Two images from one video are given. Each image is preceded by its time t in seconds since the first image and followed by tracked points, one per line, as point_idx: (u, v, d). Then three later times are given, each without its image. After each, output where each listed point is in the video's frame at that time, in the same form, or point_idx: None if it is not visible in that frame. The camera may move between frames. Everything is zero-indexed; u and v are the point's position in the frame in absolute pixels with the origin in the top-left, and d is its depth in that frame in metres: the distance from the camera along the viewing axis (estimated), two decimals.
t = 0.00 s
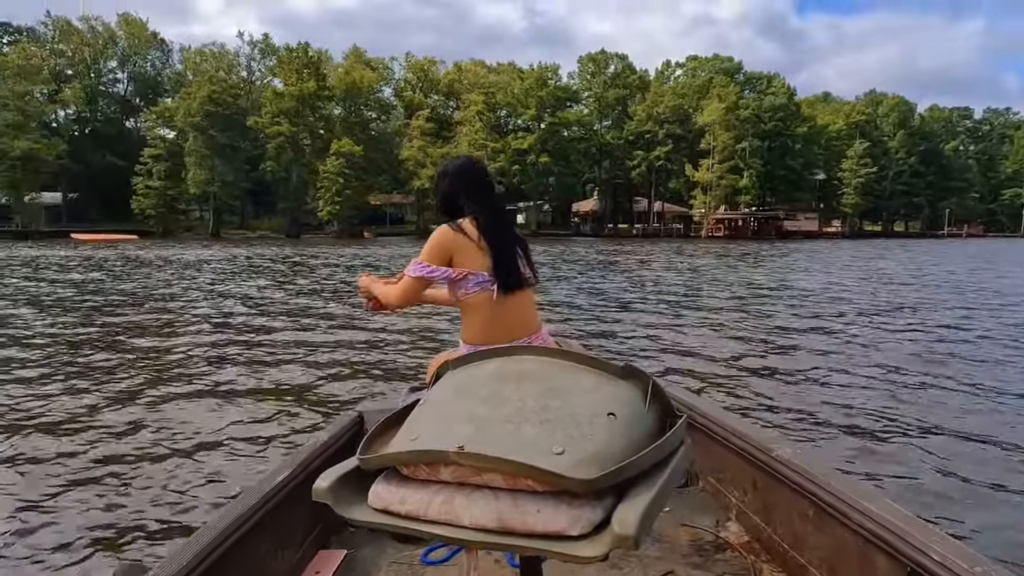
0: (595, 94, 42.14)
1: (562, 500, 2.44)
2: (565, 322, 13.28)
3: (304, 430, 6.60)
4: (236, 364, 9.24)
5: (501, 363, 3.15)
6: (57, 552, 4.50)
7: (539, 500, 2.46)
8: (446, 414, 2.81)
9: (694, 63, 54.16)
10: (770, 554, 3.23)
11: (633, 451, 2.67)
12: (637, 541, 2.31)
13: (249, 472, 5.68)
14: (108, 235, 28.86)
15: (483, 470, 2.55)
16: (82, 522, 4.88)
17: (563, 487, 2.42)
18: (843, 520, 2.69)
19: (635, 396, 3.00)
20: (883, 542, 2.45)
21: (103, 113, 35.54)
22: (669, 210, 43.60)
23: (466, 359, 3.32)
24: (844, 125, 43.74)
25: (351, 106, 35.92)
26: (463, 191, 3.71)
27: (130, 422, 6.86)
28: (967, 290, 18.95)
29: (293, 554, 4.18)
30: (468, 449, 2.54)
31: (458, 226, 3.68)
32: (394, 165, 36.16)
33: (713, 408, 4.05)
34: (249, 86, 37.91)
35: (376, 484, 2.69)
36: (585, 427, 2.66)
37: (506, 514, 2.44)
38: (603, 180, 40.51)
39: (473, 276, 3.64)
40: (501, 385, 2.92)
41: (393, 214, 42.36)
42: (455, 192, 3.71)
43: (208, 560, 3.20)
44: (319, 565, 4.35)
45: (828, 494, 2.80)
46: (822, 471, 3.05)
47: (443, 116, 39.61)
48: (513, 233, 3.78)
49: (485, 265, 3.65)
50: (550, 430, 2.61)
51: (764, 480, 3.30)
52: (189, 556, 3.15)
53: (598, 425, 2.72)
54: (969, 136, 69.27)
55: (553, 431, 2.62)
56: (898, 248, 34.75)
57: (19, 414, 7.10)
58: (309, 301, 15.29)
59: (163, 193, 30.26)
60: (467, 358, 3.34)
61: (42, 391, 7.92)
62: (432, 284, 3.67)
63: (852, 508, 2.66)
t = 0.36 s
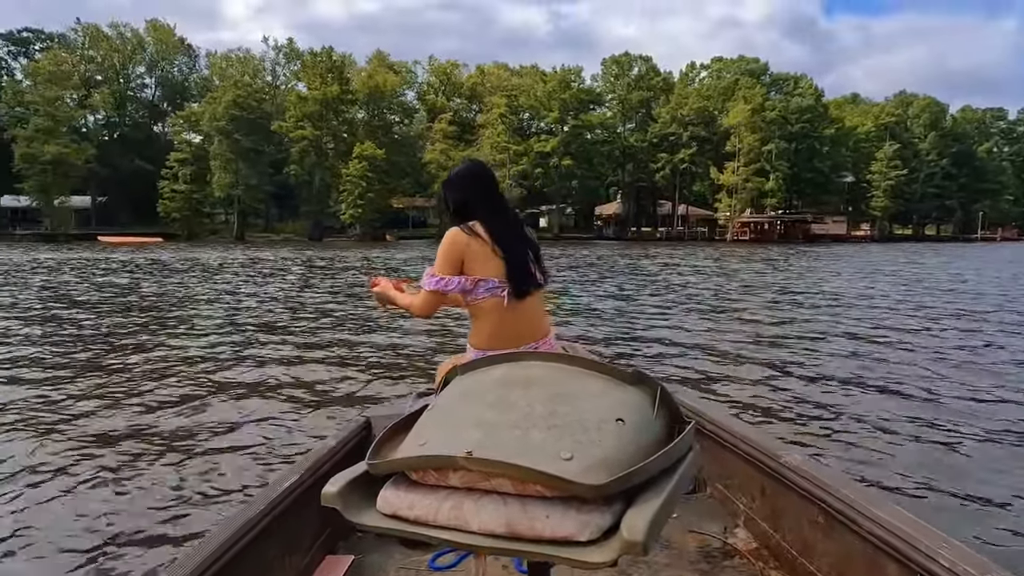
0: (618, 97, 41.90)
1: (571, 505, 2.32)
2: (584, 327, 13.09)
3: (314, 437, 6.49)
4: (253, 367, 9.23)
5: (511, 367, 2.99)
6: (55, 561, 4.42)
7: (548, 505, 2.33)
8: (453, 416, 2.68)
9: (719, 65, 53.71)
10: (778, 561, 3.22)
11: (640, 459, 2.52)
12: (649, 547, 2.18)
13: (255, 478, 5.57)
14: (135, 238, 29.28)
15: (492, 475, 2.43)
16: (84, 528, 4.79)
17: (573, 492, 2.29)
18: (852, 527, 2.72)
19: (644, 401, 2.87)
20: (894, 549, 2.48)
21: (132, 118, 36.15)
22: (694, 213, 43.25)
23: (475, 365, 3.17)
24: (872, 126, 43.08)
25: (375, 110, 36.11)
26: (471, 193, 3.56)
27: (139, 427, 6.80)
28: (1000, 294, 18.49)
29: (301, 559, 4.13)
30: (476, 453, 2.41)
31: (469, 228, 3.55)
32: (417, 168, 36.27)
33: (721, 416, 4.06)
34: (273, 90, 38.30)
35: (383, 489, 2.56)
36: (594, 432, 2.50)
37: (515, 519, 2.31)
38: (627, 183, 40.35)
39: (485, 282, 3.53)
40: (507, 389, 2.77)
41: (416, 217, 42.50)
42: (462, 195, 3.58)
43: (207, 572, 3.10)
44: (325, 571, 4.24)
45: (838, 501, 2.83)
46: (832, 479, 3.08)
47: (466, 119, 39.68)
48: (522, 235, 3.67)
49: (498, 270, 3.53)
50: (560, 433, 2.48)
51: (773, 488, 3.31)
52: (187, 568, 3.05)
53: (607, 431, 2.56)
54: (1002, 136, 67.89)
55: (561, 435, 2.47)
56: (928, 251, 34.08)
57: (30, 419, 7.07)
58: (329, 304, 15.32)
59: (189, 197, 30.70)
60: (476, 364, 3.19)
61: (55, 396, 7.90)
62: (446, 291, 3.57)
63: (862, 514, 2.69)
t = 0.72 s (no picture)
0: (643, 97, 41.59)
1: (582, 512, 2.35)
2: (606, 329, 13.00)
3: (324, 436, 6.41)
4: (273, 366, 9.26)
5: (521, 373, 3.01)
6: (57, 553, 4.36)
7: (558, 513, 2.37)
8: (465, 423, 2.71)
9: (746, 64, 53.06)
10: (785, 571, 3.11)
11: (649, 466, 2.53)
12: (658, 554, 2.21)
13: (262, 476, 5.49)
14: (161, 239, 29.64)
15: (504, 482, 2.46)
16: (86, 522, 4.73)
17: (583, 500, 2.31)
18: (861, 535, 2.64)
19: (653, 409, 2.88)
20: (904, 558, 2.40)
21: (160, 120, 36.71)
22: (719, 214, 42.82)
23: (487, 371, 3.15)
24: (904, 126, 42.29)
25: (398, 112, 36.25)
26: (473, 199, 3.49)
27: (150, 423, 6.76)
28: None
29: (309, 562, 4.03)
30: (487, 461, 2.44)
31: (471, 236, 3.46)
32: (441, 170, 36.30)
33: (729, 423, 3.96)
34: (299, 92, 38.65)
35: (395, 494, 2.60)
36: (603, 439, 2.54)
37: (527, 526, 2.36)
38: (652, 183, 40.30)
39: (487, 290, 3.42)
40: (519, 395, 2.80)
41: (440, 219, 42.56)
42: (464, 202, 3.52)
43: None
44: None
45: (846, 509, 2.75)
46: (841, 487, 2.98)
47: (489, 120, 39.68)
48: (526, 241, 3.55)
49: (501, 278, 3.42)
50: (570, 440, 2.51)
51: (781, 495, 3.22)
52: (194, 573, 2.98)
53: (618, 438, 2.58)
54: None
55: (574, 443, 2.50)
56: (961, 253, 33.32)
57: (51, 414, 7.13)
58: (350, 305, 15.36)
59: (216, 198, 31.07)
60: (487, 370, 3.17)
61: (77, 393, 7.97)
62: (449, 300, 3.47)
63: (870, 522, 2.61)
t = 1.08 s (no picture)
0: (666, 97, 41.24)
1: (589, 512, 2.26)
2: (627, 332, 12.85)
3: (331, 438, 6.32)
4: (290, 366, 9.25)
5: (526, 375, 2.90)
6: (54, 555, 4.29)
7: (565, 513, 2.27)
8: (470, 424, 2.61)
9: (772, 64, 52.44)
10: None
11: (656, 468, 2.43)
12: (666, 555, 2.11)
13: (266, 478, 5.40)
14: (186, 240, 30.01)
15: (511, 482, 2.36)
16: (95, 521, 4.70)
17: (591, 500, 2.21)
18: (863, 540, 2.63)
19: (660, 410, 2.76)
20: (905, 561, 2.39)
21: (187, 123, 37.24)
22: (744, 216, 42.40)
23: (492, 373, 3.02)
24: (935, 125, 41.50)
25: (421, 113, 36.33)
26: (474, 203, 3.38)
27: (158, 424, 6.70)
28: None
29: (312, 565, 3.92)
30: (494, 460, 2.34)
31: (474, 240, 3.35)
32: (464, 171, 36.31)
33: (731, 430, 3.94)
34: (323, 94, 38.96)
35: (401, 495, 2.50)
36: (611, 440, 2.43)
37: (533, 526, 2.26)
38: (677, 185, 39.96)
39: (490, 293, 3.31)
40: (524, 396, 2.69)
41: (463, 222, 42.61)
42: (464, 208, 3.41)
43: None
44: None
45: (849, 513, 2.74)
46: (843, 492, 2.97)
47: (512, 122, 39.65)
48: (528, 244, 3.44)
49: (505, 281, 3.31)
50: (577, 441, 2.41)
51: (783, 500, 3.19)
52: None
53: (625, 439, 2.48)
54: None
55: (580, 443, 2.39)
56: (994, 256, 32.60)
57: (68, 413, 7.16)
58: (370, 306, 15.36)
59: (241, 199, 31.51)
60: (493, 371, 3.05)
61: (94, 392, 8.01)
62: (451, 302, 3.36)
63: (873, 526, 2.60)
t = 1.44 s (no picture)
0: (696, 100, 40.82)
1: (591, 520, 2.11)
2: (651, 338, 12.63)
3: (341, 443, 6.25)
4: (307, 370, 9.21)
5: (526, 382, 2.75)
6: (56, 561, 4.24)
7: (566, 521, 2.13)
8: (470, 432, 2.47)
9: (805, 66, 51.68)
10: None
11: (657, 476, 2.28)
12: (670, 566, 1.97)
13: (271, 485, 5.33)
14: (215, 245, 30.33)
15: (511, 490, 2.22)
16: (101, 527, 4.64)
17: (592, 508, 2.07)
18: (870, 546, 2.57)
19: (661, 417, 2.61)
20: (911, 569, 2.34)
21: (218, 129, 37.75)
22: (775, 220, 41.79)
23: (492, 381, 2.87)
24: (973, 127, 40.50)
25: (448, 118, 36.35)
26: (469, 209, 3.25)
27: (170, 428, 6.67)
28: None
29: None
30: (495, 469, 2.21)
31: (471, 245, 3.23)
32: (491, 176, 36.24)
33: (732, 436, 3.87)
34: (351, 100, 39.25)
35: (400, 504, 2.37)
36: (612, 447, 2.29)
37: (534, 535, 2.12)
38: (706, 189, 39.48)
39: (487, 297, 3.18)
40: (523, 404, 2.55)
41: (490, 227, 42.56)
42: (460, 214, 3.29)
43: None
44: None
45: (855, 521, 2.68)
46: (847, 499, 2.92)
47: (539, 126, 39.53)
48: (525, 250, 3.31)
49: (502, 285, 3.19)
50: (579, 448, 2.27)
51: (787, 506, 3.12)
52: None
53: (626, 446, 2.33)
54: None
55: (581, 451, 2.25)
56: None
57: (84, 416, 7.16)
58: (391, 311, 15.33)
59: (271, 203, 32.20)
60: (493, 379, 2.90)
61: (112, 395, 8.03)
62: (447, 306, 3.24)
63: (879, 534, 2.55)
